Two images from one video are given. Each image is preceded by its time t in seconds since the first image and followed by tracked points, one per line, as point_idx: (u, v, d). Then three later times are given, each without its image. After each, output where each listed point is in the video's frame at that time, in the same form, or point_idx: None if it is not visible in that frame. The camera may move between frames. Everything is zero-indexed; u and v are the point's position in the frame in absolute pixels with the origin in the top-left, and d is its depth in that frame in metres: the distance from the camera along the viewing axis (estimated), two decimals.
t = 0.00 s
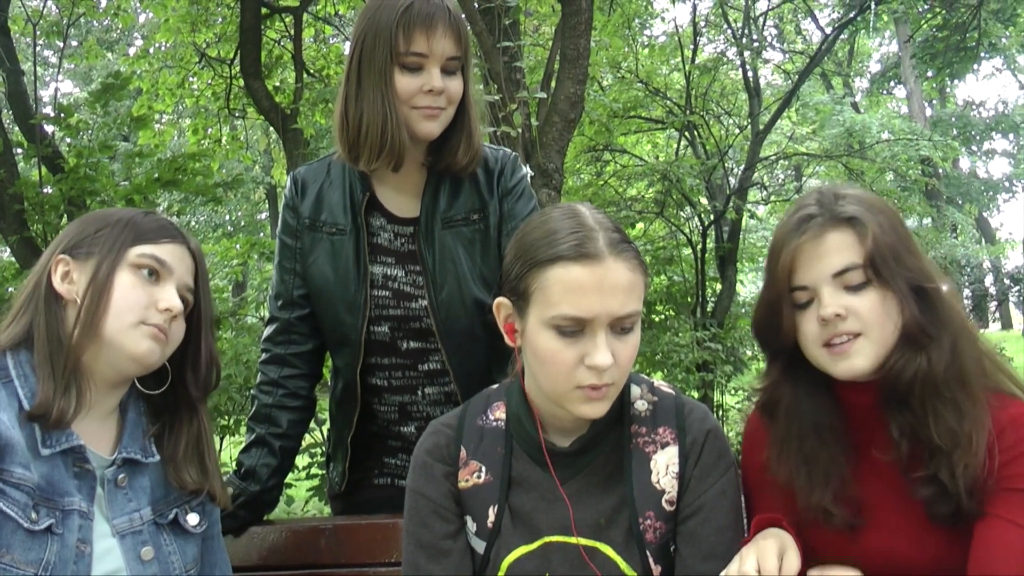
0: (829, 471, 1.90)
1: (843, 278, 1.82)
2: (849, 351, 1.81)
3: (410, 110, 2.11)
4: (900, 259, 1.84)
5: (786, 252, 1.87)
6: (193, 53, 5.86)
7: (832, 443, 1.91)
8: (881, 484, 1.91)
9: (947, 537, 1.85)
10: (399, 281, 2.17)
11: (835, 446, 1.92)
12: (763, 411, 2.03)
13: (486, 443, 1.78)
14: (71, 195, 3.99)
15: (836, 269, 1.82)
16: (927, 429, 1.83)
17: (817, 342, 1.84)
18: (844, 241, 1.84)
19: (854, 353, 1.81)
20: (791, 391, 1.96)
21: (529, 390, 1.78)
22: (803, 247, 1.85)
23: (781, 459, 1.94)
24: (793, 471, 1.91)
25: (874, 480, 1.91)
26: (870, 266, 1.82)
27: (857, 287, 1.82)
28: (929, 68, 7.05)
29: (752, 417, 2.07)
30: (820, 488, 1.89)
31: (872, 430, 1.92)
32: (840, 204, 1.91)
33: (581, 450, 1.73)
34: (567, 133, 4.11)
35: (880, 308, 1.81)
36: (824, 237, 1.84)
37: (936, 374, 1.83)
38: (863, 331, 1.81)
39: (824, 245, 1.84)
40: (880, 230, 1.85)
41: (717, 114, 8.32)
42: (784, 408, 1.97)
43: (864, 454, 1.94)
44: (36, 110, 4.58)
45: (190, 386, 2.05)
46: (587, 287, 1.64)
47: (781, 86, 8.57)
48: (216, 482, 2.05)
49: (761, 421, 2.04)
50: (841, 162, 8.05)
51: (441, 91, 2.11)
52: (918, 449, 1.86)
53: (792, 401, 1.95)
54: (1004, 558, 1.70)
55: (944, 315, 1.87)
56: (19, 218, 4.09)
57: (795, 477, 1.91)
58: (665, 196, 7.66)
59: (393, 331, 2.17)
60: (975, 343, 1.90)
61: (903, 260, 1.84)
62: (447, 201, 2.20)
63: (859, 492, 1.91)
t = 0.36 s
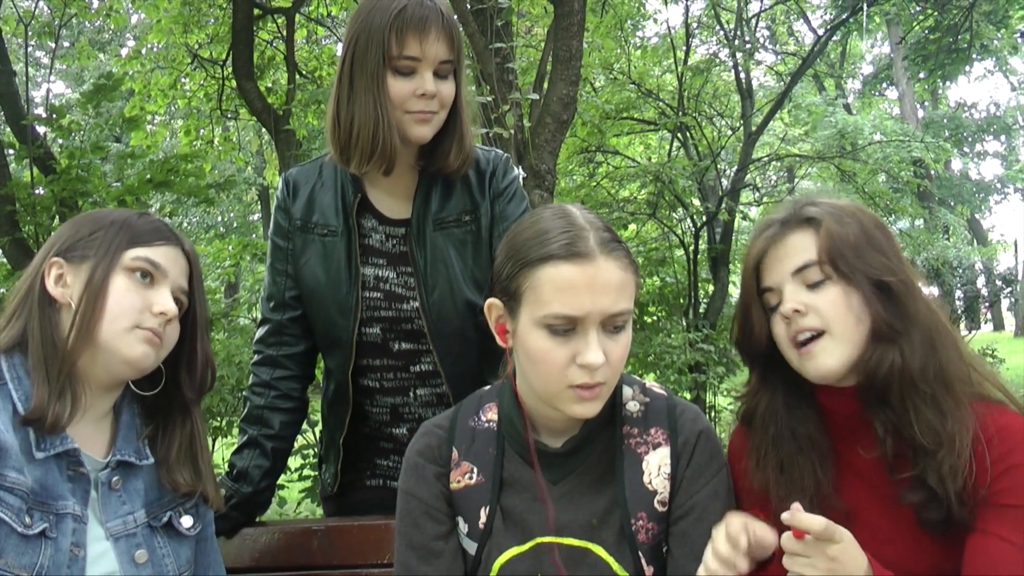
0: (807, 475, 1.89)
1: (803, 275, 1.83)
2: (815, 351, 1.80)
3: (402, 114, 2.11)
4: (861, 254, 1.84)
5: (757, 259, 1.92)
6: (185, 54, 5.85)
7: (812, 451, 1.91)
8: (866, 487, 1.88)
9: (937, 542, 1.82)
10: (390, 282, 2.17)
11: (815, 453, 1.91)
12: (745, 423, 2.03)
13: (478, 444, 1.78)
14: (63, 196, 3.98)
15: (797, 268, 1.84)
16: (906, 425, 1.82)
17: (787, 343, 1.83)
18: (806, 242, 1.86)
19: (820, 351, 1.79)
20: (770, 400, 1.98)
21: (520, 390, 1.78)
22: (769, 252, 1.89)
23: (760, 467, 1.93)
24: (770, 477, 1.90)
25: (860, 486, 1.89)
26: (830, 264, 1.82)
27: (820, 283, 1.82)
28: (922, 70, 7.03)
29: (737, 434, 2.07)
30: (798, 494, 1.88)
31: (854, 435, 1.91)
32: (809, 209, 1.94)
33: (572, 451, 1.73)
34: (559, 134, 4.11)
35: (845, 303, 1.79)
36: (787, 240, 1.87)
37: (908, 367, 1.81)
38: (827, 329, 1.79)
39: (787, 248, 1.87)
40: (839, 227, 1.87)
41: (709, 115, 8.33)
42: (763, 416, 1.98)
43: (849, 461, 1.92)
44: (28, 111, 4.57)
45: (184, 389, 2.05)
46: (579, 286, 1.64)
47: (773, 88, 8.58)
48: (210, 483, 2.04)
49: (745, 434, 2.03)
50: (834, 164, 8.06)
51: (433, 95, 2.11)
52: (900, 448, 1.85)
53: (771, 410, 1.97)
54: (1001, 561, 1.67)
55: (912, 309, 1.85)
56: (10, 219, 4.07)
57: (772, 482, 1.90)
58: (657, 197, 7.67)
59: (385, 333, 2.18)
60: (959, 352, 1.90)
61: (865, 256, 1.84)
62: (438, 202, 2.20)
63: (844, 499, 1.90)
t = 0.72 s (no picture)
0: (799, 472, 1.89)
1: (795, 279, 1.85)
2: (793, 353, 1.80)
3: (391, 116, 2.11)
4: (858, 263, 1.83)
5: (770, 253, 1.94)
6: (174, 55, 5.84)
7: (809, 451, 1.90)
8: (851, 500, 1.87)
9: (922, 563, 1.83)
10: (379, 283, 2.16)
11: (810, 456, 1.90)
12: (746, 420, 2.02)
13: (467, 445, 1.78)
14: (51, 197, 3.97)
15: (790, 271, 1.86)
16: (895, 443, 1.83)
17: (775, 344, 1.85)
18: (804, 246, 1.88)
19: (795, 352, 1.80)
20: (773, 391, 1.98)
21: (509, 392, 1.78)
22: (779, 248, 1.92)
23: (757, 456, 1.94)
24: (765, 467, 1.92)
25: (846, 498, 1.88)
26: (824, 271, 1.82)
27: (809, 289, 1.83)
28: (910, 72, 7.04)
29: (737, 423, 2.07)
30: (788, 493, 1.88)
31: (848, 444, 1.90)
32: (823, 212, 1.94)
33: (561, 452, 1.73)
34: (549, 135, 4.10)
35: (833, 312, 1.78)
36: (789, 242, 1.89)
37: (892, 384, 1.80)
38: (808, 334, 1.79)
39: (789, 251, 1.89)
40: (842, 234, 1.86)
41: (699, 117, 8.33)
42: (764, 407, 1.98)
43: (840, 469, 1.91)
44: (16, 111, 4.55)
45: (174, 389, 2.05)
46: (569, 285, 1.65)
47: (762, 90, 8.59)
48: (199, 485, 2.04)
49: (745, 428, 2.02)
50: (823, 165, 8.08)
51: (422, 97, 2.11)
52: (890, 466, 1.84)
53: (772, 402, 1.97)
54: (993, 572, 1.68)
55: (908, 328, 1.83)
56: None
57: (766, 472, 1.91)
58: (647, 198, 7.67)
59: (374, 334, 2.17)
60: (958, 360, 1.89)
61: (863, 266, 1.83)
62: (427, 204, 2.19)
63: (831, 507, 1.88)
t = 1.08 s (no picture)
0: (792, 482, 1.87)
1: (774, 292, 1.85)
2: (783, 365, 1.81)
3: (373, 115, 2.11)
4: (830, 267, 1.84)
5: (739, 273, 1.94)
6: (165, 56, 5.84)
7: (800, 458, 1.90)
8: (845, 499, 1.87)
9: (918, 554, 1.83)
10: (369, 285, 2.16)
11: (802, 462, 1.90)
12: (734, 426, 2.02)
13: (458, 446, 1.78)
14: (42, 198, 3.96)
15: (768, 286, 1.86)
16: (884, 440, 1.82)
17: (763, 359, 1.85)
18: (774, 259, 1.88)
19: (786, 364, 1.80)
20: (760, 406, 1.97)
21: (500, 392, 1.78)
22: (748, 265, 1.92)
23: (749, 470, 1.91)
24: (759, 481, 1.89)
25: (840, 499, 1.88)
26: (798, 279, 1.83)
27: (789, 298, 1.83)
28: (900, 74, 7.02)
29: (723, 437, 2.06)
30: (784, 502, 1.87)
31: (838, 445, 1.90)
32: (786, 221, 1.95)
33: (552, 452, 1.73)
34: (540, 136, 4.10)
35: (815, 321, 1.79)
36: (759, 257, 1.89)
37: (878, 384, 1.81)
38: (795, 344, 1.80)
39: (760, 265, 1.88)
40: (810, 241, 1.87)
41: (690, 118, 8.34)
42: (752, 421, 1.97)
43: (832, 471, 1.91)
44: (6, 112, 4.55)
45: (165, 391, 2.05)
46: (558, 285, 1.65)
47: (754, 91, 8.61)
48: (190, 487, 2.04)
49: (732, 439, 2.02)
50: (814, 166, 8.10)
51: (404, 95, 2.11)
52: (880, 461, 1.84)
53: (760, 417, 1.96)
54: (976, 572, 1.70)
55: (888, 325, 1.84)
56: None
57: (760, 487, 1.89)
58: (638, 200, 7.68)
59: (365, 336, 2.17)
60: (938, 354, 1.90)
61: (833, 269, 1.84)
62: (417, 205, 2.19)
63: (827, 510, 1.88)
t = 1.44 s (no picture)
0: (787, 486, 1.87)
1: (771, 298, 1.84)
2: (783, 370, 1.80)
3: (361, 113, 2.11)
4: (827, 271, 1.84)
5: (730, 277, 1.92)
6: (160, 57, 5.84)
7: (793, 462, 1.89)
8: (840, 502, 1.88)
9: (913, 554, 1.83)
10: (365, 287, 2.16)
11: (795, 465, 1.89)
12: (726, 428, 2.01)
13: (453, 447, 1.78)
14: (36, 199, 3.95)
15: (764, 292, 1.84)
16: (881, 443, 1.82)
17: (761, 365, 1.84)
18: (769, 264, 1.86)
19: (786, 370, 1.80)
20: (753, 408, 1.96)
21: (495, 393, 1.78)
22: (740, 269, 1.90)
23: (742, 475, 1.90)
24: (752, 486, 1.88)
25: (835, 501, 1.88)
26: (796, 285, 1.82)
27: (787, 305, 1.83)
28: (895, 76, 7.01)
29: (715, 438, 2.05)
30: (778, 507, 1.86)
31: (833, 448, 1.90)
32: (777, 224, 1.94)
33: (547, 454, 1.73)
34: (535, 137, 4.09)
35: (814, 326, 1.79)
36: (752, 262, 1.88)
37: (878, 388, 1.81)
38: (795, 350, 1.79)
39: (753, 270, 1.87)
40: (805, 244, 1.86)
41: (685, 119, 8.33)
42: (745, 424, 1.96)
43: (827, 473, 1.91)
44: None
45: (159, 392, 2.05)
46: (553, 284, 1.65)
47: (748, 92, 8.60)
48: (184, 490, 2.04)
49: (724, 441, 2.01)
50: (809, 167, 8.11)
51: (393, 93, 2.10)
52: (876, 464, 1.84)
53: (753, 420, 1.95)
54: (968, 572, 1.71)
55: (885, 327, 1.85)
56: None
57: (754, 494, 1.87)
58: (633, 201, 7.67)
59: (361, 338, 2.17)
60: (931, 355, 1.90)
61: (830, 273, 1.84)
62: (412, 207, 2.19)
63: (822, 513, 1.88)
